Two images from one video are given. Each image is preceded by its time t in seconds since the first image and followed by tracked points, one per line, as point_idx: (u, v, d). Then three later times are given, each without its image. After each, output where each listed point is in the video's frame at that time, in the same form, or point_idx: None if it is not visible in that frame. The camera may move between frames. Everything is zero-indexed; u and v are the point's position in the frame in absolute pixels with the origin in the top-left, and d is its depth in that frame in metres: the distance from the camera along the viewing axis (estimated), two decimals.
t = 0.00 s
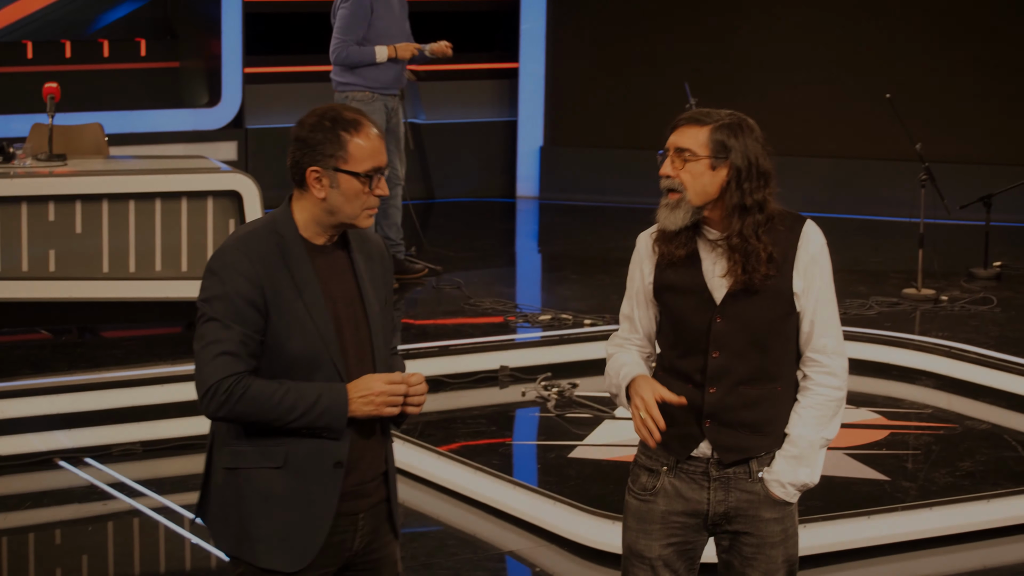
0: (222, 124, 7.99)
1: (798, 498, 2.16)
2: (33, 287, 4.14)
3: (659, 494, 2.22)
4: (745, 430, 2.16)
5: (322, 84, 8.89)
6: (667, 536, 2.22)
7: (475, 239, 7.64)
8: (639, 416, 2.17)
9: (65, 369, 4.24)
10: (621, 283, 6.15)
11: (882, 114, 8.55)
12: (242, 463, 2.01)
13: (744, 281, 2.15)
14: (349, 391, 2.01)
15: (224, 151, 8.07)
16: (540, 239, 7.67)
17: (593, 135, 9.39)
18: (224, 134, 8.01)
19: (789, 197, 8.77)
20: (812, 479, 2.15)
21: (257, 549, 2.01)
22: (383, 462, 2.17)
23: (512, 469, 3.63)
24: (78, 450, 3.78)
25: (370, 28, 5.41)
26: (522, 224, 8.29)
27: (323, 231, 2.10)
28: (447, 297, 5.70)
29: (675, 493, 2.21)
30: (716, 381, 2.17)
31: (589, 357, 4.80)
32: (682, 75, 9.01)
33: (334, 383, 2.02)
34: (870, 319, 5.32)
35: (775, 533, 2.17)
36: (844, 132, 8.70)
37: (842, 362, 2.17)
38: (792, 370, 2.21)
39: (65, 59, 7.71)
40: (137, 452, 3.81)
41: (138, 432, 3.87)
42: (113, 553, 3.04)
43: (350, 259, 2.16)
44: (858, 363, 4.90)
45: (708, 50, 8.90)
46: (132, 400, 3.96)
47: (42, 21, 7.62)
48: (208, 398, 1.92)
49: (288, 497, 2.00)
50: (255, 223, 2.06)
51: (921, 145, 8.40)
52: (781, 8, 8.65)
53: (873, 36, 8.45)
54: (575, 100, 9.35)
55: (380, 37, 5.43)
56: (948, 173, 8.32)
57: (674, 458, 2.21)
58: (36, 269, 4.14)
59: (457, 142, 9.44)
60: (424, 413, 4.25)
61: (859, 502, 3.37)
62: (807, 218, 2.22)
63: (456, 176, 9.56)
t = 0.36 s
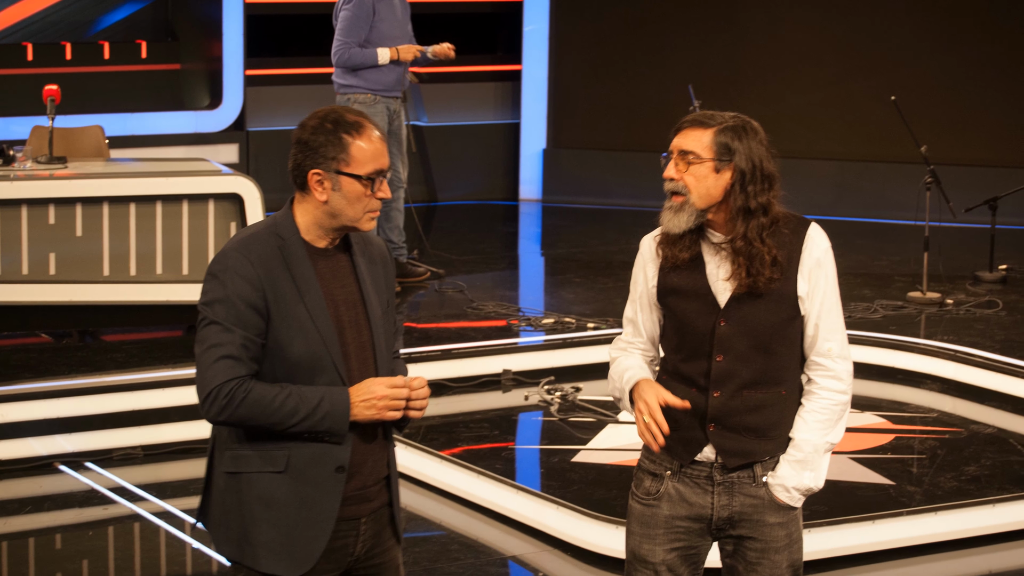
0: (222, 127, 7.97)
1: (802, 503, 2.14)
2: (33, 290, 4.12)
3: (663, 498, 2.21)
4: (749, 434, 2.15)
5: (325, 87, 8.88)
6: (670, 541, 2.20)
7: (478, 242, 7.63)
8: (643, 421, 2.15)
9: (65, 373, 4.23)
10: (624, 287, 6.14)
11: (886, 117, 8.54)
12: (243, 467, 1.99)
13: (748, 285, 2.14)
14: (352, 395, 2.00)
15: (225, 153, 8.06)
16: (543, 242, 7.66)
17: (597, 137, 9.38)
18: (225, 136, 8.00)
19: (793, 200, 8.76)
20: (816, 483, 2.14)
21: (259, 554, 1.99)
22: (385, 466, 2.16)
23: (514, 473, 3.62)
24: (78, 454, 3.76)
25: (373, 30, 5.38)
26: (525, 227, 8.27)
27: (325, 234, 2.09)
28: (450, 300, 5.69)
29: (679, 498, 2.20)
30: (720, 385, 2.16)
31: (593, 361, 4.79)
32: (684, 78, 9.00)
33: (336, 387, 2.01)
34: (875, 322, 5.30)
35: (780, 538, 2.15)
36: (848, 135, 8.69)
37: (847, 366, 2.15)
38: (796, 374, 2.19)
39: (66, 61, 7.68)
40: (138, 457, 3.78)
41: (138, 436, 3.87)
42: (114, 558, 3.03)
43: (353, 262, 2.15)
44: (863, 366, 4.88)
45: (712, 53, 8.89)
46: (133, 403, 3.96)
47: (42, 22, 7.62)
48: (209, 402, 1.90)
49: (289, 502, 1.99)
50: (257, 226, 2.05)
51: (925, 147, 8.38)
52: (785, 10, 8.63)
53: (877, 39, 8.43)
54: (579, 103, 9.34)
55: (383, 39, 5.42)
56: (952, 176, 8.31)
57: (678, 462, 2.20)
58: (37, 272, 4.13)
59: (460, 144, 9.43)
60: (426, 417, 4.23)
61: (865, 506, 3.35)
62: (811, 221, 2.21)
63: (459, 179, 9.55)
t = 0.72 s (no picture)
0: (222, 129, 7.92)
1: (807, 507, 2.12)
2: (34, 293, 4.12)
3: (666, 503, 2.20)
4: (752, 438, 2.14)
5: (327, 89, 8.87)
6: (673, 546, 2.19)
7: (481, 245, 7.61)
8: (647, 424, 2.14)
9: (64, 376, 4.22)
10: (627, 290, 6.13)
11: (891, 119, 8.51)
12: (245, 471, 1.98)
13: (752, 288, 2.12)
14: (354, 399, 1.98)
15: (226, 156, 8.06)
16: (545, 245, 7.64)
17: (601, 140, 9.37)
18: (226, 139, 8.02)
19: (798, 203, 8.74)
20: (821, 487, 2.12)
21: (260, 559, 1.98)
22: (387, 470, 2.15)
23: (517, 477, 3.60)
24: (79, 458, 3.76)
25: (375, 32, 5.38)
26: (527, 229, 8.27)
27: (327, 236, 2.08)
28: (452, 303, 5.68)
29: (683, 502, 2.19)
30: (724, 389, 2.14)
31: (596, 365, 4.78)
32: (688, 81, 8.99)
33: (338, 391, 2.00)
34: (880, 325, 5.28)
35: (784, 543, 2.14)
36: (853, 138, 8.67)
37: (852, 370, 2.13)
38: (800, 378, 2.18)
39: (66, 63, 7.67)
40: (139, 460, 3.80)
41: (138, 440, 3.86)
42: (114, 563, 3.02)
43: (354, 265, 2.14)
44: (867, 370, 4.87)
45: (716, 55, 8.88)
46: (134, 407, 3.95)
47: (42, 24, 7.63)
48: (210, 406, 1.89)
49: (290, 507, 1.97)
50: (258, 229, 2.05)
51: (931, 150, 8.36)
52: (789, 12, 8.61)
53: (882, 41, 8.41)
54: (583, 105, 9.33)
55: (385, 41, 5.42)
56: (957, 179, 8.29)
57: (682, 466, 2.19)
58: (37, 275, 4.13)
59: (463, 147, 9.41)
60: (429, 421, 4.22)
61: (869, 511, 3.33)
62: (816, 224, 2.20)
63: (461, 181, 9.53)
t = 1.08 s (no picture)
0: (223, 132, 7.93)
1: (811, 512, 2.11)
2: (34, 296, 4.11)
3: (670, 508, 2.18)
4: (756, 442, 2.12)
5: (329, 91, 8.86)
6: (677, 551, 2.17)
7: (483, 248, 7.60)
8: (650, 428, 2.12)
9: (64, 380, 4.22)
10: (631, 293, 6.11)
11: (896, 121, 8.50)
12: (246, 476, 1.97)
13: (757, 292, 2.11)
14: (356, 403, 1.97)
15: (227, 159, 8.04)
16: (548, 248, 7.63)
17: (605, 142, 9.37)
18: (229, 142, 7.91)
19: (802, 206, 8.73)
20: (825, 492, 2.10)
21: (259, 562, 1.96)
22: (389, 474, 2.14)
23: (520, 481, 3.58)
24: (80, 462, 3.78)
25: (377, 34, 5.37)
26: (531, 232, 8.26)
27: (328, 240, 2.07)
28: (455, 307, 5.67)
29: (687, 506, 2.17)
30: (728, 393, 2.13)
31: (599, 368, 4.77)
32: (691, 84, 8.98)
33: (340, 395, 1.99)
34: (885, 329, 5.26)
35: (788, 548, 2.12)
36: (858, 140, 8.66)
37: (857, 374, 2.12)
38: (805, 382, 2.16)
39: (68, 65, 7.62)
40: (140, 465, 3.83)
41: (140, 444, 3.87)
42: (113, 567, 3.01)
43: (356, 269, 2.13)
44: (872, 374, 4.85)
45: (720, 57, 8.88)
46: (135, 411, 3.91)
47: (42, 27, 7.55)
48: (211, 410, 1.88)
49: (292, 511, 1.96)
50: (260, 232, 2.04)
51: (936, 152, 8.34)
52: (793, 14, 8.60)
53: (887, 43, 8.40)
54: (588, 108, 9.33)
55: (387, 43, 5.41)
56: (962, 182, 8.27)
57: (685, 470, 2.17)
58: (37, 279, 4.12)
59: (465, 150, 9.40)
60: (431, 426, 4.21)
61: (874, 515, 3.31)
62: (821, 227, 2.19)
63: (464, 184, 9.51)
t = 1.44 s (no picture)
0: (225, 134, 7.99)
1: (815, 516, 2.09)
2: (34, 300, 4.10)
3: (674, 512, 2.17)
4: (760, 446, 2.11)
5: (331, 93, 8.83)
6: (681, 556, 2.16)
7: (486, 251, 7.59)
8: (654, 431, 2.11)
9: (65, 383, 4.21)
10: (634, 297, 6.10)
11: (901, 124, 8.49)
12: (248, 480, 1.96)
13: (761, 295, 2.10)
14: (359, 407, 1.96)
15: (228, 161, 8.14)
16: (552, 251, 7.62)
17: (608, 145, 9.36)
18: (230, 144, 8.07)
19: (807, 209, 8.71)
20: (830, 496, 2.09)
21: (260, 566, 1.95)
22: (392, 479, 2.13)
23: (523, 486, 3.57)
24: (81, 466, 3.76)
25: (379, 36, 5.37)
26: (533, 235, 8.26)
27: (330, 243, 2.06)
28: (457, 310, 5.66)
29: (691, 510, 2.16)
30: (732, 397, 2.11)
31: (602, 372, 4.75)
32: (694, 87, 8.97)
33: (342, 399, 1.98)
34: (890, 333, 5.24)
35: (793, 552, 2.11)
36: (863, 143, 8.64)
37: (861, 378, 2.10)
38: (809, 386, 2.15)
39: (67, 67, 7.59)
40: (140, 469, 3.80)
41: (140, 448, 3.85)
42: (113, 572, 3.00)
43: (358, 272, 2.12)
44: (877, 377, 4.83)
45: (724, 59, 8.87)
46: (136, 415, 3.91)
47: (42, 28, 7.49)
48: (213, 414, 1.87)
49: (294, 515, 1.95)
50: (261, 235, 2.03)
51: (941, 155, 8.33)
52: (797, 16, 8.59)
53: (892, 45, 8.39)
54: (592, 110, 9.32)
55: (390, 45, 5.41)
56: (967, 184, 8.26)
57: (689, 475, 2.16)
58: (38, 282, 4.11)
59: (468, 152, 9.40)
60: (434, 429, 4.20)
61: (879, 520, 3.29)
62: (825, 230, 2.17)
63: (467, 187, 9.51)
